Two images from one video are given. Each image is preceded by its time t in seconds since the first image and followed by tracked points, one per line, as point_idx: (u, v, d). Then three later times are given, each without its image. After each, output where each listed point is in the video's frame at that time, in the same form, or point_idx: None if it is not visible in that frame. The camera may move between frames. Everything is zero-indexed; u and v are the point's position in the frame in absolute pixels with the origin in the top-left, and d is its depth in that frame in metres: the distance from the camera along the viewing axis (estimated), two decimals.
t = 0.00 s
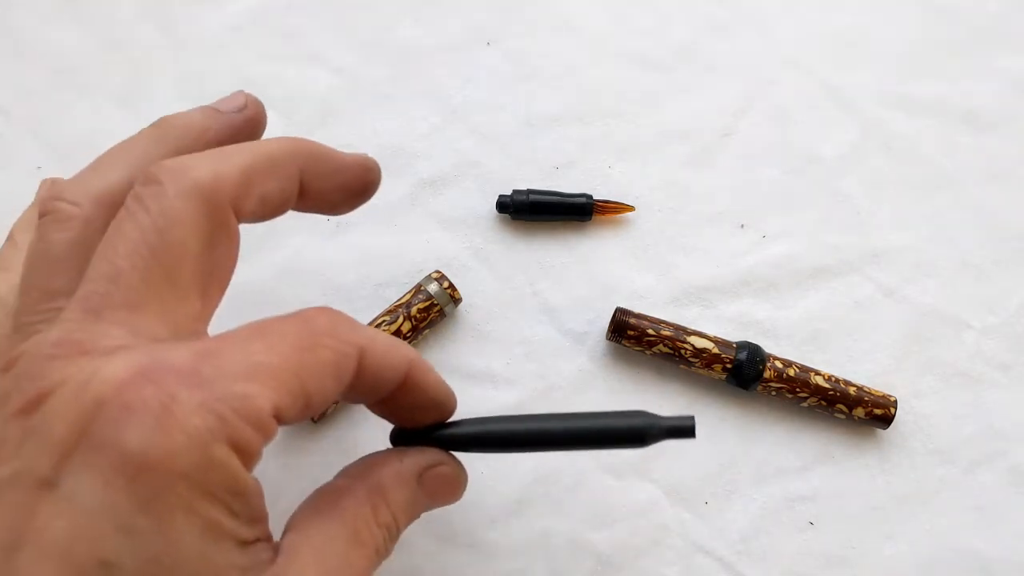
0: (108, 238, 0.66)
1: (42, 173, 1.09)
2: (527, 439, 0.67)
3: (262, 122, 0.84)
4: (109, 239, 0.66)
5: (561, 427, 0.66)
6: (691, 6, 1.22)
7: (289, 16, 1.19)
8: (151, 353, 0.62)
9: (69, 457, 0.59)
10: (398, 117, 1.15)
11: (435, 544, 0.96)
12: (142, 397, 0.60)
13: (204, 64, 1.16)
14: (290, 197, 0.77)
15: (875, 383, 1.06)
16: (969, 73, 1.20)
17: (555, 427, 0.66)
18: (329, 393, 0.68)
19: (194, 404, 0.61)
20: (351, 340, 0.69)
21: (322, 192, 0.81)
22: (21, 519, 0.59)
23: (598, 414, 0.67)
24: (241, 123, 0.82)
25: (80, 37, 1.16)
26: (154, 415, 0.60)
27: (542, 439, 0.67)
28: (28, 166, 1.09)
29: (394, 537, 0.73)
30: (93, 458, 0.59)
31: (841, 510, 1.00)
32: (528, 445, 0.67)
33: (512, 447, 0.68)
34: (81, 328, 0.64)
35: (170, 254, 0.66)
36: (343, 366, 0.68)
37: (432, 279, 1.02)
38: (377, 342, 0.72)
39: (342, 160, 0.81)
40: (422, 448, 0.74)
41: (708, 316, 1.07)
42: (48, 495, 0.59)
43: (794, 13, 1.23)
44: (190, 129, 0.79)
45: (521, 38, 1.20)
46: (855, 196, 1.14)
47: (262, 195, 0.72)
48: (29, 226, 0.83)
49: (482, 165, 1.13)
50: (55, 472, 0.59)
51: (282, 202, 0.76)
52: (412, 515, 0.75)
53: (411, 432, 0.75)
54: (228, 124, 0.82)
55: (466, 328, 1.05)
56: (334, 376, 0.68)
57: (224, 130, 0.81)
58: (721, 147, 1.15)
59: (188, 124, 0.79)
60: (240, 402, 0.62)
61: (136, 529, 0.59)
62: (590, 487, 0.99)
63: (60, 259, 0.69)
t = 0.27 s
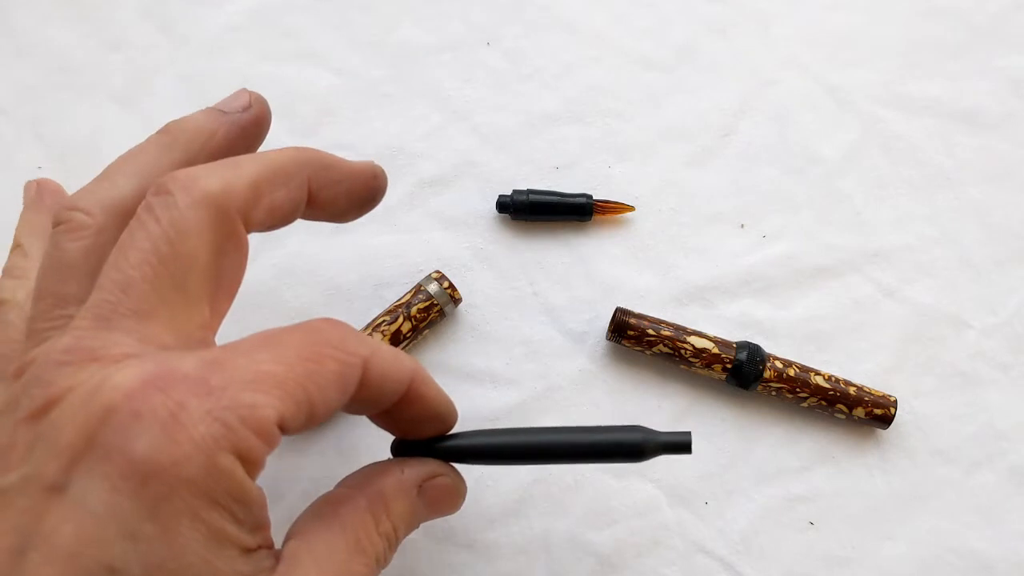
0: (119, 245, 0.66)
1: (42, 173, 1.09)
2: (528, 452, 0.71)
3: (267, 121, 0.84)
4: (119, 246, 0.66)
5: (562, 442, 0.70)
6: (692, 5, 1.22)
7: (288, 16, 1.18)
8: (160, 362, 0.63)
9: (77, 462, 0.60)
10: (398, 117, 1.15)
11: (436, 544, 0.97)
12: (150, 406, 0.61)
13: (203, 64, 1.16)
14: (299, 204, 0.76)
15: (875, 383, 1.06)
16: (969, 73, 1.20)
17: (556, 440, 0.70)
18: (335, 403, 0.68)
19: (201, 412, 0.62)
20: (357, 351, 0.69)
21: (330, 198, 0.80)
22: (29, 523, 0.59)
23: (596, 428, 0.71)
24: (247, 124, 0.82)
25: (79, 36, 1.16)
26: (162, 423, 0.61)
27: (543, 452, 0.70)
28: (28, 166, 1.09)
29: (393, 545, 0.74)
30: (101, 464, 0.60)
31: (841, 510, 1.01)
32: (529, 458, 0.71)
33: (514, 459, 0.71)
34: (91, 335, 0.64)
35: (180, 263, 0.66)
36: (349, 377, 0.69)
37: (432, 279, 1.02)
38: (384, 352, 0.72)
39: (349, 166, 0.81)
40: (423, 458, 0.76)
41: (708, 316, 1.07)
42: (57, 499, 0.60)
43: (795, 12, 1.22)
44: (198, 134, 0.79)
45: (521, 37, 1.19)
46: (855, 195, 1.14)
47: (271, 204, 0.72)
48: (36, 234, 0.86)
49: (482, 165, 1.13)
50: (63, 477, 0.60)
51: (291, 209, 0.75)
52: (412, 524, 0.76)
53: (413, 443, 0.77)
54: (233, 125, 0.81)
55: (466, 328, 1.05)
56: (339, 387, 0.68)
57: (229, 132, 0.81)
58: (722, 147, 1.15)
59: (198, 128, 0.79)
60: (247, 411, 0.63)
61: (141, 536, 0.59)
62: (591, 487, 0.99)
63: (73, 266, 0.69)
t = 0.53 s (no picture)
0: (110, 252, 0.67)
1: (42, 173, 1.09)
2: (522, 451, 0.71)
3: (252, 117, 0.84)
4: (111, 251, 0.67)
5: (555, 439, 0.70)
6: (692, 5, 1.22)
7: (289, 16, 1.18)
8: (151, 365, 0.63)
9: (69, 465, 0.60)
10: (398, 117, 1.15)
11: (436, 544, 0.97)
12: (141, 410, 0.61)
13: (203, 64, 1.16)
14: (288, 208, 0.77)
15: (875, 383, 1.06)
16: (969, 73, 1.20)
17: (549, 438, 0.70)
18: (326, 405, 0.69)
19: (191, 414, 0.62)
20: (346, 354, 0.69)
21: (320, 199, 0.81)
22: (21, 526, 0.59)
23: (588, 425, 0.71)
24: (233, 119, 0.82)
25: (79, 36, 1.16)
26: (153, 427, 0.61)
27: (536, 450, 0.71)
28: (28, 166, 1.09)
29: (385, 547, 0.74)
30: (93, 467, 0.60)
31: (841, 510, 1.01)
32: (523, 456, 0.71)
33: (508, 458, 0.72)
34: (84, 339, 0.65)
35: (171, 269, 0.67)
36: (338, 380, 0.69)
37: (432, 279, 1.02)
38: (374, 356, 0.72)
39: (339, 168, 0.82)
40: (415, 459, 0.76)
41: (708, 316, 1.07)
42: (48, 502, 0.60)
43: (795, 12, 1.22)
44: (186, 137, 0.79)
45: (521, 37, 1.19)
46: (855, 195, 1.14)
47: (260, 208, 0.73)
48: (28, 241, 0.89)
49: (482, 165, 1.13)
50: (56, 480, 0.60)
51: (280, 212, 0.76)
52: (403, 525, 0.76)
53: (405, 445, 0.77)
54: (220, 123, 0.81)
55: (466, 328, 1.05)
56: (329, 389, 0.68)
57: (217, 130, 0.81)
58: (721, 147, 1.15)
59: (185, 131, 0.80)
60: (236, 414, 0.63)
61: (133, 537, 0.59)
62: (591, 487, 0.99)
63: (66, 272, 0.69)
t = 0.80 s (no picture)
0: (106, 249, 0.67)
1: (42, 173, 1.09)
2: (514, 446, 0.70)
3: (250, 113, 0.84)
4: (107, 249, 0.67)
5: (548, 433, 0.70)
6: (692, 5, 1.22)
7: (289, 16, 1.18)
8: (147, 363, 0.63)
9: (63, 463, 0.60)
10: (398, 117, 1.15)
11: (436, 544, 0.97)
12: (136, 407, 0.61)
13: (203, 64, 1.16)
14: (285, 205, 0.77)
15: (876, 383, 1.06)
16: (969, 73, 1.20)
17: (542, 432, 0.70)
18: (321, 403, 0.69)
19: (186, 412, 0.62)
20: (342, 351, 0.70)
21: (317, 196, 0.81)
22: (16, 524, 0.59)
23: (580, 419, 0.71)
24: (231, 114, 0.82)
25: (79, 36, 1.16)
26: (148, 425, 0.61)
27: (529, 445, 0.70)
28: (28, 166, 1.09)
29: (379, 544, 0.75)
30: (87, 465, 0.60)
31: (841, 510, 1.01)
32: (519, 452, 0.71)
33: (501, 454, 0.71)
34: (79, 336, 0.65)
35: (167, 267, 0.67)
36: (333, 377, 0.69)
37: (432, 279, 1.02)
38: (368, 353, 0.72)
39: (335, 166, 0.82)
40: (411, 458, 0.76)
41: (708, 316, 1.07)
42: (44, 500, 0.60)
43: (795, 12, 1.22)
44: (184, 133, 0.79)
45: (521, 37, 1.19)
46: (855, 195, 1.14)
47: (257, 205, 0.73)
48: (25, 236, 0.89)
49: (482, 165, 1.13)
50: (50, 477, 0.60)
51: (278, 209, 0.76)
52: (398, 523, 0.77)
53: (401, 442, 0.77)
54: (218, 118, 0.81)
55: (466, 328, 1.05)
56: (324, 386, 0.68)
57: (215, 126, 0.81)
58: (721, 147, 1.15)
59: (182, 127, 0.79)
60: (231, 412, 0.63)
61: (127, 536, 0.59)
62: (591, 487, 0.99)
63: (63, 268, 0.69)
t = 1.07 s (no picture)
0: (104, 247, 0.67)
1: (42, 173, 1.09)
2: (510, 449, 0.71)
3: (251, 111, 0.84)
4: (104, 247, 0.67)
5: (543, 439, 0.70)
6: (692, 5, 1.22)
7: (289, 16, 1.18)
8: (143, 364, 0.63)
9: (57, 464, 0.60)
10: (398, 117, 1.15)
11: (436, 544, 0.97)
12: (131, 409, 0.61)
13: (203, 64, 1.16)
14: (286, 204, 0.77)
15: (876, 383, 1.06)
16: (969, 73, 1.20)
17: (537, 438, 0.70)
18: (317, 404, 0.69)
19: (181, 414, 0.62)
20: (338, 351, 0.70)
21: (317, 196, 0.81)
22: (9, 525, 0.58)
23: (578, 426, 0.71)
24: (233, 112, 0.82)
25: (79, 36, 1.16)
26: (142, 427, 0.61)
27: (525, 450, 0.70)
28: (28, 166, 1.09)
29: (372, 543, 0.75)
30: (81, 466, 0.60)
31: (841, 510, 1.01)
32: (518, 455, 0.71)
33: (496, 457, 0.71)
34: (74, 336, 0.64)
35: (165, 266, 0.67)
36: (329, 377, 0.69)
37: (432, 279, 1.02)
38: (365, 352, 0.72)
39: (336, 165, 0.82)
40: (408, 456, 0.76)
41: (708, 316, 1.07)
42: (38, 502, 0.59)
43: (795, 12, 1.22)
44: (184, 131, 0.79)
45: (521, 37, 1.19)
46: (855, 195, 1.14)
47: (257, 204, 0.73)
48: (25, 231, 0.90)
49: (482, 165, 1.13)
50: (43, 479, 0.60)
51: (278, 208, 0.76)
52: (392, 521, 0.77)
53: (399, 441, 0.77)
54: (220, 116, 0.81)
55: (466, 328, 1.05)
56: (320, 386, 0.69)
57: (216, 124, 0.81)
58: (721, 147, 1.15)
59: (183, 124, 0.79)
60: (226, 413, 0.63)
61: (119, 539, 0.59)
62: (591, 486, 0.99)
63: (60, 265, 0.69)
